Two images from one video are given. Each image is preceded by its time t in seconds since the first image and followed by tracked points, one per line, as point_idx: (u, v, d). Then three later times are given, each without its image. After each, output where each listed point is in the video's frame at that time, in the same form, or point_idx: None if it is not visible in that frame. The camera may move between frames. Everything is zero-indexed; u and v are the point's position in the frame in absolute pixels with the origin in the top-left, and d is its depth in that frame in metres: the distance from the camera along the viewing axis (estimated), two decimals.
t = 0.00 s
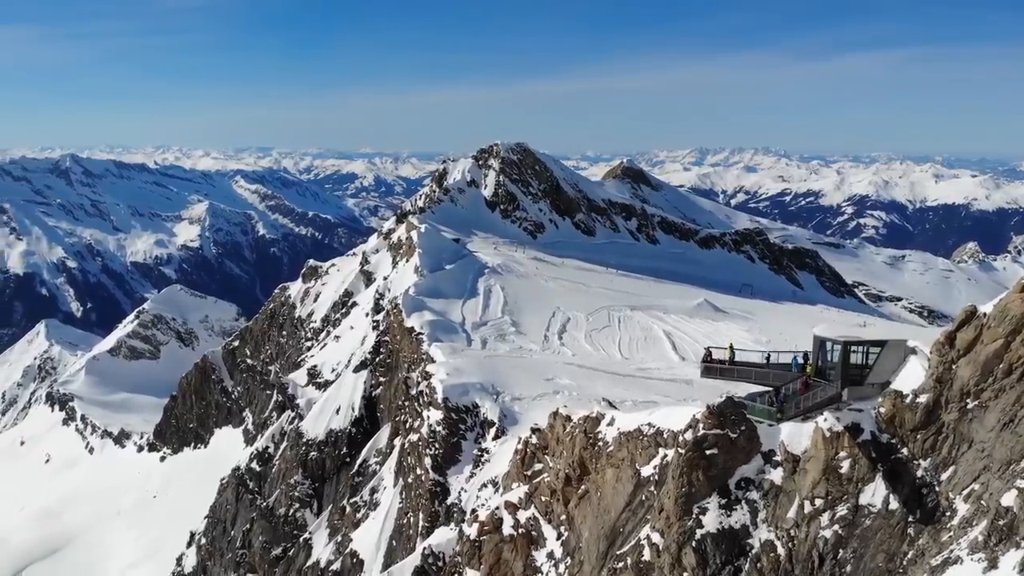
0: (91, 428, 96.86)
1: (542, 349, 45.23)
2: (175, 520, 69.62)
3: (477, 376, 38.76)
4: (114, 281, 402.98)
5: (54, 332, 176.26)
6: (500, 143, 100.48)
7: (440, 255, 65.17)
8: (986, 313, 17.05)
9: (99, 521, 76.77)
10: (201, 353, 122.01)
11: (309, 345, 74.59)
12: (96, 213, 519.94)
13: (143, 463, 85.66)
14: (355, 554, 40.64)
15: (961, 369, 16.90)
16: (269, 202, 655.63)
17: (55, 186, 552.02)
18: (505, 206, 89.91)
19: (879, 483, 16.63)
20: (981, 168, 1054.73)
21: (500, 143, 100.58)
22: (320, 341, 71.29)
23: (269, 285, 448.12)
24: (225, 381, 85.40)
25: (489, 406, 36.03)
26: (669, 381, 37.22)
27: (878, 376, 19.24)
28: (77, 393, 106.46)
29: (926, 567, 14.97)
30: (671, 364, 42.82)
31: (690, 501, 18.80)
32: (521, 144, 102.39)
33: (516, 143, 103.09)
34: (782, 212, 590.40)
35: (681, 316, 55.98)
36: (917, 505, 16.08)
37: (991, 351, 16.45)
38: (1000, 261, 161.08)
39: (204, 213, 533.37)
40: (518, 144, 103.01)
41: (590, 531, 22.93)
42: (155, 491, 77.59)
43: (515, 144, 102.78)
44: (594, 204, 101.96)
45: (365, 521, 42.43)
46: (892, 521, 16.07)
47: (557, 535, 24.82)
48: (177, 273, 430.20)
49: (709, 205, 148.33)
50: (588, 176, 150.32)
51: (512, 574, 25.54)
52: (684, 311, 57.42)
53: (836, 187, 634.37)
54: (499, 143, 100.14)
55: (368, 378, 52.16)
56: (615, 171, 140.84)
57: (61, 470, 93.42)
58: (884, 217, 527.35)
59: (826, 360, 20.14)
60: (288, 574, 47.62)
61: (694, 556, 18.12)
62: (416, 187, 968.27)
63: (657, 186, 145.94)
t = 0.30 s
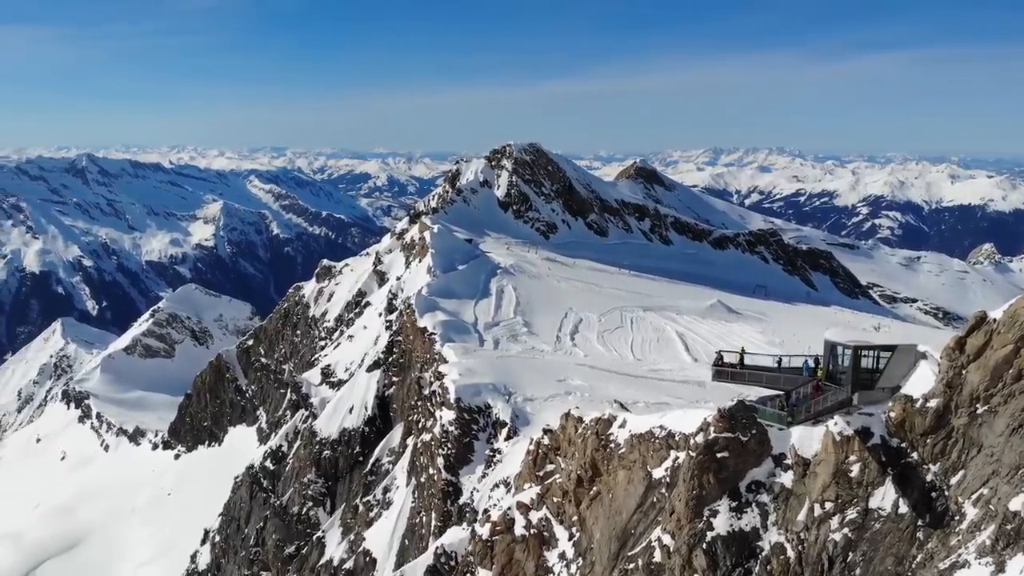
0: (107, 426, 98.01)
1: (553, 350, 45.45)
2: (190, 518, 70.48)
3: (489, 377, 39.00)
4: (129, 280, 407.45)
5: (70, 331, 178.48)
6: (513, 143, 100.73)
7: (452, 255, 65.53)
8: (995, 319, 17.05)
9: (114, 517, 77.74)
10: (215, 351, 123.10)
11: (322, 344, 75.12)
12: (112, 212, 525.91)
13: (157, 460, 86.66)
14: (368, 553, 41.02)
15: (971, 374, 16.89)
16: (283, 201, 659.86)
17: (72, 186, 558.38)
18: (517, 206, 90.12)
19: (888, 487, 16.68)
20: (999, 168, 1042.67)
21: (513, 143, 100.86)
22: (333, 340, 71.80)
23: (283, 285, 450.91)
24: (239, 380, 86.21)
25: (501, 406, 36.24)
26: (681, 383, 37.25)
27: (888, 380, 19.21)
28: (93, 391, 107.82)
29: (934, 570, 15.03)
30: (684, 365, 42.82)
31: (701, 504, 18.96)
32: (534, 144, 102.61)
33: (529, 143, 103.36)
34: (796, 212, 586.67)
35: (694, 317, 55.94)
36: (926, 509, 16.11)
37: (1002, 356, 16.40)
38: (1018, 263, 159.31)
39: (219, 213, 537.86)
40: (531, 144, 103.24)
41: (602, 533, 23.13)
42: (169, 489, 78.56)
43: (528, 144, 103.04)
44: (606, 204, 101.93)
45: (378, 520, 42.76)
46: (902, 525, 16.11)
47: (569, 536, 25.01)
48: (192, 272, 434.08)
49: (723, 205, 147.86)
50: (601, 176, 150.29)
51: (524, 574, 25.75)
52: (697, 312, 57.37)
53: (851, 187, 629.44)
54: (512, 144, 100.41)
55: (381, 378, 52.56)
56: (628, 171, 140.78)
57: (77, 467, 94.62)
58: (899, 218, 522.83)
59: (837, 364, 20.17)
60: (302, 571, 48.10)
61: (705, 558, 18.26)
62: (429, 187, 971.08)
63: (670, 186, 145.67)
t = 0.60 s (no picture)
0: (122, 424, 99.14)
1: (565, 351, 45.61)
2: (204, 516, 71.28)
3: (502, 377, 39.24)
4: (145, 279, 412.27)
5: (86, 329, 180.55)
6: (526, 144, 100.94)
7: (465, 255, 65.87)
8: (1006, 325, 17.02)
9: (128, 515, 78.65)
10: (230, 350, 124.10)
11: (336, 344, 75.69)
12: (128, 212, 531.77)
13: (171, 458, 87.66)
14: (381, 552, 41.31)
15: (981, 380, 16.91)
16: (297, 201, 664.13)
17: (89, 186, 565.22)
18: (530, 206, 90.35)
19: (899, 491, 16.71)
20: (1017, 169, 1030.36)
21: (526, 143, 101.12)
22: (346, 340, 72.31)
23: (297, 284, 453.80)
24: (254, 378, 87.07)
25: (513, 407, 36.43)
26: (693, 385, 37.22)
27: (899, 386, 19.20)
28: (108, 389, 109.13)
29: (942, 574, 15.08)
30: (696, 367, 42.84)
31: (712, 506, 19.09)
32: (547, 144, 102.80)
33: (542, 143, 103.53)
34: (810, 213, 582.91)
35: (707, 318, 55.89)
36: (936, 513, 16.18)
37: (1011, 362, 16.39)
38: None
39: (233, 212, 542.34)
40: (544, 144, 103.46)
41: (613, 534, 23.29)
42: (183, 486, 79.54)
43: (541, 144, 103.24)
44: (619, 204, 101.88)
45: (391, 519, 43.09)
46: (912, 529, 16.18)
47: (581, 537, 25.19)
48: (206, 271, 438.09)
49: (737, 205, 147.28)
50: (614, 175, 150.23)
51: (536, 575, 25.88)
52: (710, 313, 57.30)
53: (866, 187, 624.44)
54: (525, 144, 100.61)
55: (394, 378, 52.92)
56: (641, 171, 140.61)
57: (92, 465, 95.82)
58: (915, 219, 518.11)
59: (848, 369, 20.14)
60: (315, 569, 48.53)
61: (716, 561, 18.37)
62: (442, 187, 974.04)
63: (683, 186, 145.30)
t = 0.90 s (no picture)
0: (137, 422, 100.32)
1: (578, 351, 45.74)
2: (218, 514, 72.06)
3: (514, 377, 39.48)
4: (160, 278, 417.25)
5: (101, 328, 182.67)
6: (539, 144, 101.11)
7: (477, 255, 66.23)
8: (1016, 330, 17.01)
9: (143, 513, 79.60)
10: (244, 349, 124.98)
11: (349, 343, 76.23)
12: (143, 211, 537.51)
13: (186, 456, 88.67)
14: (393, 551, 41.62)
15: (990, 385, 16.91)
16: (310, 201, 668.10)
17: (105, 185, 571.81)
18: (543, 207, 90.48)
19: (909, 495, 16.74)
20: None
21: (539, 144, 101.27)
22: (360, 339, 72.85)
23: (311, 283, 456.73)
24: (268, 377, 87.87)
25: (526, 407, 36.66)
26: (706, 386, 37.24)
27: (909, 389, 19.20)
28: (123, 387, 110.49)
29: None
30: (709, 369, 42.84)
31: (723, 509, 19.18)
32: (560, 145, 102.99)
33: (555, 144, 103.73)
34: (825, 213, 578.91)
35: (720, 319, 55.82)
36: (945, 517, 16.22)
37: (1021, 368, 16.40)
38: None
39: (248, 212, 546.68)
40: (557, 145, 103.62)
41: (625, 535, 23.42)
42: (197, 484, 80.41)
43: (554, 145, 103.44)
44: (632, 204, 101.79)
45: (404, 518, 43.40)
46: (921, 533, 16.23)
47: (593, 538, 25.38)
48: (221, 271, 442.16)
49: (751, 206, 146.61)
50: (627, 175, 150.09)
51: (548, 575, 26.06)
52: (724, 314, 57.15)
53: (882, 188, 619.55)
54: (538, 144, 100.78)
55: (407, 377, 53.33)
56: (654, 171, 140.40)
57: (108, 462, 97.11)
58: (931, 219, 513.29)
59: (858, 372, 20.16)
60: (328, 568, 48.95)
61: (726, 563, 18.51)
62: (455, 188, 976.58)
63: (697, 186, 144.83)
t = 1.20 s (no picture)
0: (152, 420, 101.47)
1: (590, 352, 45.91)
2: (232, 512, 72.83)
3: (527, 378, 39.71)
4: (175, 277, 421.94)
5: (117, 326, 184.89)
6: (552, 144, 101.21)
7: (490, 255, 66.51)
8: None
9: (158, 510, 80.47)
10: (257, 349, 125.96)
11: (363, 342, 76.74)
12: (159, 211, 543.12)
13: (201, 454, 89.57)
14: (406, 550, 41.98)
15: (1001, 391, 16.95)
16: (324, 201, 671.80)
17: (121, 185, 578.29)
18: (555, 207, 90.56)
19: (919, 499, 16.80)
20: None
21: (552, 144, 101.38)
22: (373, 339, 73.33)
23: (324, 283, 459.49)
24: (282, 376, 88.71)
25: (538, 408, 36.85)
26: (719, 388, 37.31)
27: (920, 394, 19.17)
28: (138, 385, 111.75)
29: None
30: (723, 370, 42.85)
31: (734, 511, 19.27)
32: (574, 145, 103.05)
33: (568, 144, 103.84)
34: (839, 214, 575.35)
35: (734, 321, 55.69)
36: (955, 522, 16.33)
37: None
38: None
39: (263, 212, 550.81)
40: (570, 145, 103.72)
41: (636, 537, 23.57)
42: (212, 482, 81.28)
43: (567, 145, 103.53)
44: (645, 205, 101.67)
45: (417, 517, 43.76)
46: (931, 537, 16.32)
47: (604, 539, 25.52)
48: (235, 270, 446.09)
49: (765, 206, 145.88)
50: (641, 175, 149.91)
51: None
52: (737, 316, 57.04)
53: (897, 188, 614.33)
54: (551, 144, 100.88)
55: (420, 377, 53.72)
56: (668, 171, 140.16)
57: (123, 459, 98.31)
58: (948, 220, 508.81)
59: (870, 376, 20.19)
60: (341, 566, 49.40)
61: (736, 565, 18.62)
62: (468, 188, 978.77)
63: (711, 186, 144.41)
